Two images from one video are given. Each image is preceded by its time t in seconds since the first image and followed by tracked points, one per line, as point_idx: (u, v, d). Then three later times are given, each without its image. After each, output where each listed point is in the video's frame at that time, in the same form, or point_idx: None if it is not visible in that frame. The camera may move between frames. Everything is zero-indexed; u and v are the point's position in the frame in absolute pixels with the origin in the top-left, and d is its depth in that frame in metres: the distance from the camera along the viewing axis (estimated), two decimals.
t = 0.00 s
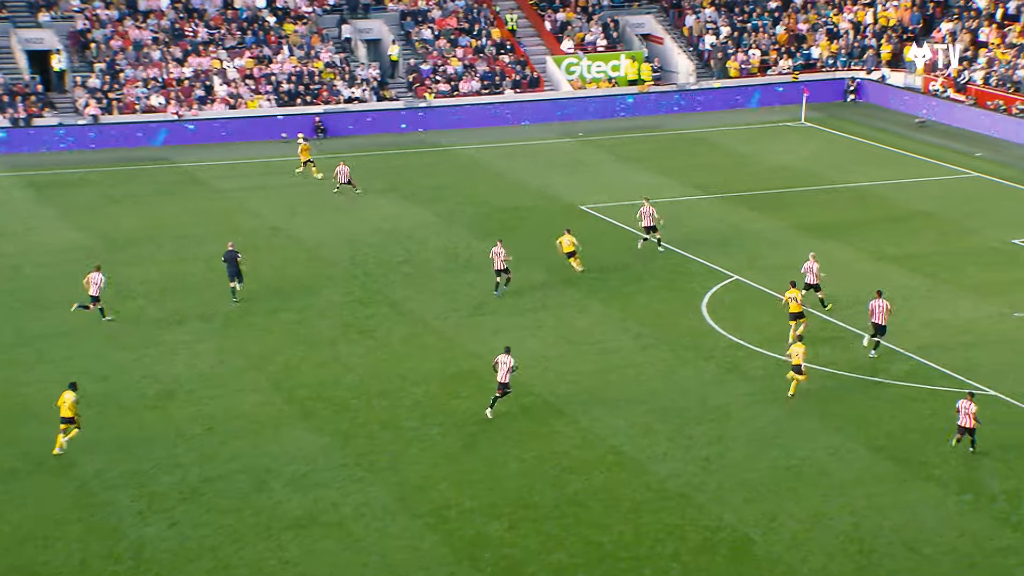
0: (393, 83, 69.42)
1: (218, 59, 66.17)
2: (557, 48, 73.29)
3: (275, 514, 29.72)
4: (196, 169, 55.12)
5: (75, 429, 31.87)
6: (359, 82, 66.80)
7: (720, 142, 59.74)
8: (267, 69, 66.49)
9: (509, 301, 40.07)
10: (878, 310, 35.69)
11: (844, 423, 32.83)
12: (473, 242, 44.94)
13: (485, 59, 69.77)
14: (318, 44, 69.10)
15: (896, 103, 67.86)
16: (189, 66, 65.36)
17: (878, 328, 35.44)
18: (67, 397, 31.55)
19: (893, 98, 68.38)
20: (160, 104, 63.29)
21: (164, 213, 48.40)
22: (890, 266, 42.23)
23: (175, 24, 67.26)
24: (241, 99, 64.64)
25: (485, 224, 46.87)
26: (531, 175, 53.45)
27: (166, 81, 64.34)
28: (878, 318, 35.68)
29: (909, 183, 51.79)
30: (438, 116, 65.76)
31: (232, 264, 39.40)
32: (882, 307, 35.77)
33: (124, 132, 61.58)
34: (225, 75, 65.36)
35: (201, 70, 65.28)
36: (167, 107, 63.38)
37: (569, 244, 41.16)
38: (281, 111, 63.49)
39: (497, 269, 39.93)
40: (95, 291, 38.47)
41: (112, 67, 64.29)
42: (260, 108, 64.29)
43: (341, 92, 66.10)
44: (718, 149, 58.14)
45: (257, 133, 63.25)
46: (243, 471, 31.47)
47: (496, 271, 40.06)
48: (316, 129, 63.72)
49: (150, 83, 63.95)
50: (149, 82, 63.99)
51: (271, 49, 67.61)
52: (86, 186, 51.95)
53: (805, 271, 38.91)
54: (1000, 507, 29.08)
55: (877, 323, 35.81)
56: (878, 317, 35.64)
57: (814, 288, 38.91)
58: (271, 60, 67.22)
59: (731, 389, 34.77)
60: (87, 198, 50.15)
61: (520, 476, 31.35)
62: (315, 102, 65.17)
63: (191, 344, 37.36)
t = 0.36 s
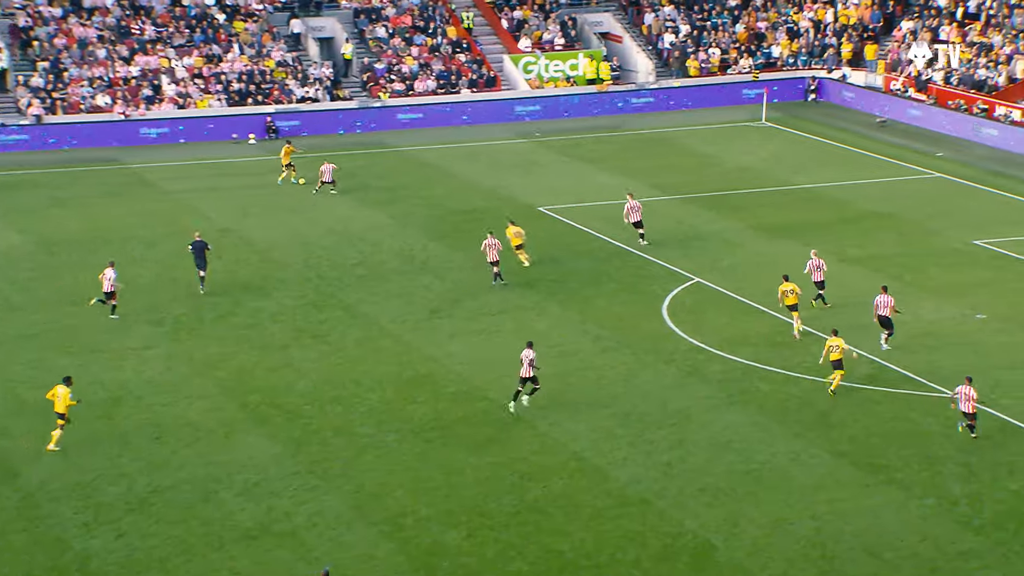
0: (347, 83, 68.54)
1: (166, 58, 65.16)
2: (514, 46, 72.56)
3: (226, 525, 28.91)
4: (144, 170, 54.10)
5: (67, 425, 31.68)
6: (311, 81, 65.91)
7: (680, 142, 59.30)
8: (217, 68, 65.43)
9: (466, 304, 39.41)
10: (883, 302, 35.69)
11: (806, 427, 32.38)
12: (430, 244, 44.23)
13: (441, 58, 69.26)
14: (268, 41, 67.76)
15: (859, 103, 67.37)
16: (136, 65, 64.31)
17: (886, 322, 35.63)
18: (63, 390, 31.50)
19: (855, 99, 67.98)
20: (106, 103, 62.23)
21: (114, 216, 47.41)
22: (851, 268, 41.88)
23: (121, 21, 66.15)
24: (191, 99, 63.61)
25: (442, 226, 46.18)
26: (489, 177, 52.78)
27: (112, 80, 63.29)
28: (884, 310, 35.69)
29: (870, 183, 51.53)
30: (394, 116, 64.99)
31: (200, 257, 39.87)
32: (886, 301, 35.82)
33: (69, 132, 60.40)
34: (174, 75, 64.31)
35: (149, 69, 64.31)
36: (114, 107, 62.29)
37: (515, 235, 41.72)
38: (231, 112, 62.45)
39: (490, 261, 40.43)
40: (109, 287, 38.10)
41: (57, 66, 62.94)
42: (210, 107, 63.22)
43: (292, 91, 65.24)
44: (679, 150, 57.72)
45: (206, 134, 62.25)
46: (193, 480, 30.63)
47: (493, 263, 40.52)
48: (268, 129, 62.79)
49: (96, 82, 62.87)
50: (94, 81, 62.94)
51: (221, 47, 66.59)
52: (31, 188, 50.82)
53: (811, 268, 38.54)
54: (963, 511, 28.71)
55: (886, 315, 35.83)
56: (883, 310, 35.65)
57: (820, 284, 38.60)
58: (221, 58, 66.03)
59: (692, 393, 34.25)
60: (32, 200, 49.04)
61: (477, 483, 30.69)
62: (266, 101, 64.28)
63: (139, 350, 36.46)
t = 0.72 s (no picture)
0: (297, 81, 67.66)
1: (110, 54, 63.87)
2: (469, 43, 71.76)
3: (174, 535, 28.00)
4: (88, 170, 52.90)
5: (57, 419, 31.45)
6: (261, 79, 64.77)
7: (638, 141, 58.66)
8: (163, 65, 64.34)
9: (421, 306, 38.63)
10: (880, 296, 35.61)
11: (767, 431, 31.81)
12: (384, 246, 43.41)
13: (394, 55, 68.23)
14: (215, 38, 66.89)
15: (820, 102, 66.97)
16: (79, 62, 62.93)
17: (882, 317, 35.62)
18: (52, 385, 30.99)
19: (812, 96, 67.95)
20: (47, 102, 60.64)
21: (60, 217, 46.25)
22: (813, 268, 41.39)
23: (62, 17, 65.00)
24: (136, 97, 62.13)
25: (397, 227, 45.34)
26: (446, 176, 52.00)
27: (54, 77, 61.93)
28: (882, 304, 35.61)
29: (831, 182, 51.12)
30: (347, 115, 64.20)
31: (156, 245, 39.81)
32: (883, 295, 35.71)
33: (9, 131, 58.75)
34: (118, 72, 63.10)
35: (91, 66, 62.83)
36: (55, 105, 60.74)
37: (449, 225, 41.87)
38: (177, 111, 61.06)
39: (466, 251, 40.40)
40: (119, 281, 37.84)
41: None
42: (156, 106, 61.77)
43: (241, 89, 63.96)
44: (637, 149, 57.10)
45: (153, 134, 61.08)
46: (139, 490, 29.69)
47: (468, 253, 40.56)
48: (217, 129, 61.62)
49: (37, 80, 61.52)
50: (35, 78, 61.55)
51: (166, 44, 65.50)
52: None
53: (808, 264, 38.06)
54: (926, 515, 28.22)
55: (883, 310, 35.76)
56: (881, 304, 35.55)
57: (816, 281, 38.25)
58: (167, 55, 65.08)
59: (652, 397, 33.60)
60: None
61: (432, 490, 29.93)
62: (215, 99, 62.90)
63: (84, 355, 35.42)
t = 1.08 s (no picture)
0: (259, 78, 66.53)
1: (64, 50, 62.49)
2: (435, 40, 70.90)
3: (131, 545, 27.10)
4: (41, 170, 51.82)
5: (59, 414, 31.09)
6: (221, 76, 63.63)
7: (608, 140, 57.98)
8: (120, 61, 63.06)
9: (387, 309, 37.81)
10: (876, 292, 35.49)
11: (740, 435, 31.15)
12: (349, 248, 42.57)
13: (358, 52, 67.10)
14: (173, 34, 65.77)
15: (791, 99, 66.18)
16: (32, 59, 61.54)
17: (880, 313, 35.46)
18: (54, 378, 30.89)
19: (781, 92, 67.54)
20: None
21: (17, 219, 45.18)
22: (787, 269, 40.81)
23: (14, 12, 63.48)
24: (91, 94, 61.01)
25: (363, 228, 44.50)
26: (414, 176, 51.18)
27: (7, 74, 60.57)
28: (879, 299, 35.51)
29: (804, 182, 50.59)
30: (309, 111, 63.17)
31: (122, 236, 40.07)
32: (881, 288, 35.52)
33: None
34: (72, 69, 61.81)
35: (45, 63, 61.55)
36: (8, 102, 59.69)
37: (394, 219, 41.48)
38: (133, 109, 60.18)
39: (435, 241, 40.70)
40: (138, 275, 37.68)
41: None
42: (112, 104, 60.73)
43: (201, 87, 62.96)
44: (608, 148, 56.42)
45: (109, 132, 60.02)
46: (96, 499, 28.78)
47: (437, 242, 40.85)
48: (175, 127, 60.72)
49: None
50: None
51: (123, 40, 64.20)
52: None
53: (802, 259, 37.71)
54: (901, 521, 27.61)
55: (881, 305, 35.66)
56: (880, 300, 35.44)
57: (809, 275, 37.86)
58: (124, 52, 63.67)
59: (623, 401, 32.90)
60: None
61: (398, 498, 29.13)
62: (172, 97, 62.03)
63: (39, 361, 34.45)
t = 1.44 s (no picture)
0: (220, 73, 65.18)
1: (19, 45, 61.21)
2: (401, 34, 69.78)
3: (89, 554, 26.20)
4: None
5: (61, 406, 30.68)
6: (181, 71, 62.16)
7: (579, 137, 57.27)
8: (76, 56, 61.82)
9: (354, 311, 37.00)
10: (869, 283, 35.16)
11: (715, 439, 30.53)
12: (314, 248, 41.74)
13: (322, 47, 66.07)
14: (132, 28, 64.34)
15: (764, 95, 65.88)
16: None
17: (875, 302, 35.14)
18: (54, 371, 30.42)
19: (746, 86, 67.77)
20: None
21: None
22: (764, 269, 40.28)
23: None
24: (47, 90, 59.81)
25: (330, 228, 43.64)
26: (382, 174, 50.37)
27: None
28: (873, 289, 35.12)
29: (778, 179, 50.06)
30: (272, 108, 61.96)
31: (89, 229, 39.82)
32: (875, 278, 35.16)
33: None
34: (28, 64, 60.28)
35: None
36: None
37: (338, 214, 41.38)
38: (91, 105, 58.66)
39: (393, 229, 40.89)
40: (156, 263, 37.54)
41: None
42: (68, 100, 59.57)
43: (161, 83, 61.42)
44: (578, 145, 55.73)
45: (67, 129, 58.50)
46: (53, 507, 27.86)
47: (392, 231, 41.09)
48: (135, 124, 59.12)
49: None
50: None
51: (79, 34, 63.07)
52: None
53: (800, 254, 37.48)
54: (878, 525, 27.04)
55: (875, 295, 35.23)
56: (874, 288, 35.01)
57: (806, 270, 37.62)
58: (80, 46, 62.39)
59: (595, 404, 32.21)
60: None
61: (365, 505, 28.33)
62: (131, 94, 60.67)
63: None
